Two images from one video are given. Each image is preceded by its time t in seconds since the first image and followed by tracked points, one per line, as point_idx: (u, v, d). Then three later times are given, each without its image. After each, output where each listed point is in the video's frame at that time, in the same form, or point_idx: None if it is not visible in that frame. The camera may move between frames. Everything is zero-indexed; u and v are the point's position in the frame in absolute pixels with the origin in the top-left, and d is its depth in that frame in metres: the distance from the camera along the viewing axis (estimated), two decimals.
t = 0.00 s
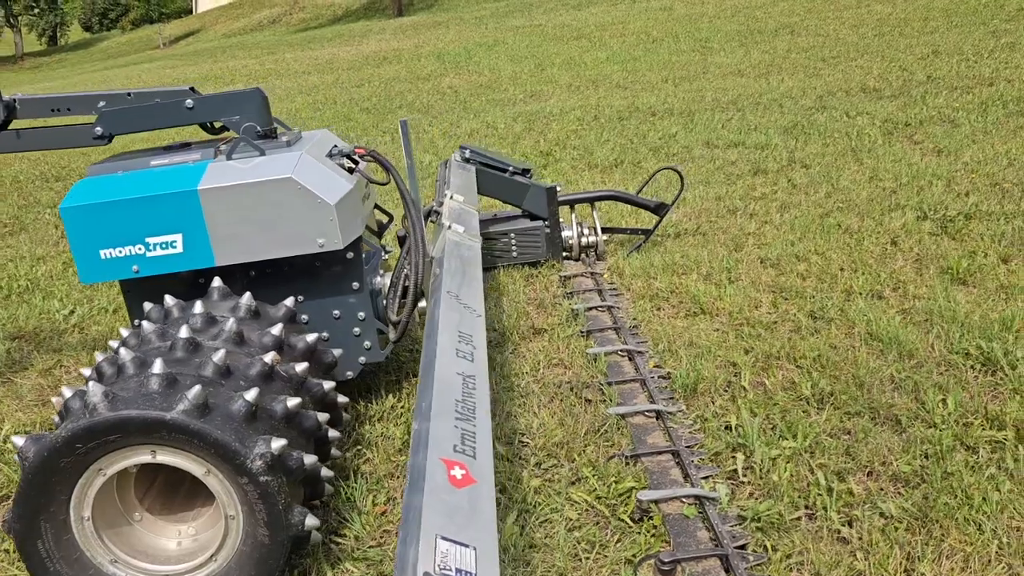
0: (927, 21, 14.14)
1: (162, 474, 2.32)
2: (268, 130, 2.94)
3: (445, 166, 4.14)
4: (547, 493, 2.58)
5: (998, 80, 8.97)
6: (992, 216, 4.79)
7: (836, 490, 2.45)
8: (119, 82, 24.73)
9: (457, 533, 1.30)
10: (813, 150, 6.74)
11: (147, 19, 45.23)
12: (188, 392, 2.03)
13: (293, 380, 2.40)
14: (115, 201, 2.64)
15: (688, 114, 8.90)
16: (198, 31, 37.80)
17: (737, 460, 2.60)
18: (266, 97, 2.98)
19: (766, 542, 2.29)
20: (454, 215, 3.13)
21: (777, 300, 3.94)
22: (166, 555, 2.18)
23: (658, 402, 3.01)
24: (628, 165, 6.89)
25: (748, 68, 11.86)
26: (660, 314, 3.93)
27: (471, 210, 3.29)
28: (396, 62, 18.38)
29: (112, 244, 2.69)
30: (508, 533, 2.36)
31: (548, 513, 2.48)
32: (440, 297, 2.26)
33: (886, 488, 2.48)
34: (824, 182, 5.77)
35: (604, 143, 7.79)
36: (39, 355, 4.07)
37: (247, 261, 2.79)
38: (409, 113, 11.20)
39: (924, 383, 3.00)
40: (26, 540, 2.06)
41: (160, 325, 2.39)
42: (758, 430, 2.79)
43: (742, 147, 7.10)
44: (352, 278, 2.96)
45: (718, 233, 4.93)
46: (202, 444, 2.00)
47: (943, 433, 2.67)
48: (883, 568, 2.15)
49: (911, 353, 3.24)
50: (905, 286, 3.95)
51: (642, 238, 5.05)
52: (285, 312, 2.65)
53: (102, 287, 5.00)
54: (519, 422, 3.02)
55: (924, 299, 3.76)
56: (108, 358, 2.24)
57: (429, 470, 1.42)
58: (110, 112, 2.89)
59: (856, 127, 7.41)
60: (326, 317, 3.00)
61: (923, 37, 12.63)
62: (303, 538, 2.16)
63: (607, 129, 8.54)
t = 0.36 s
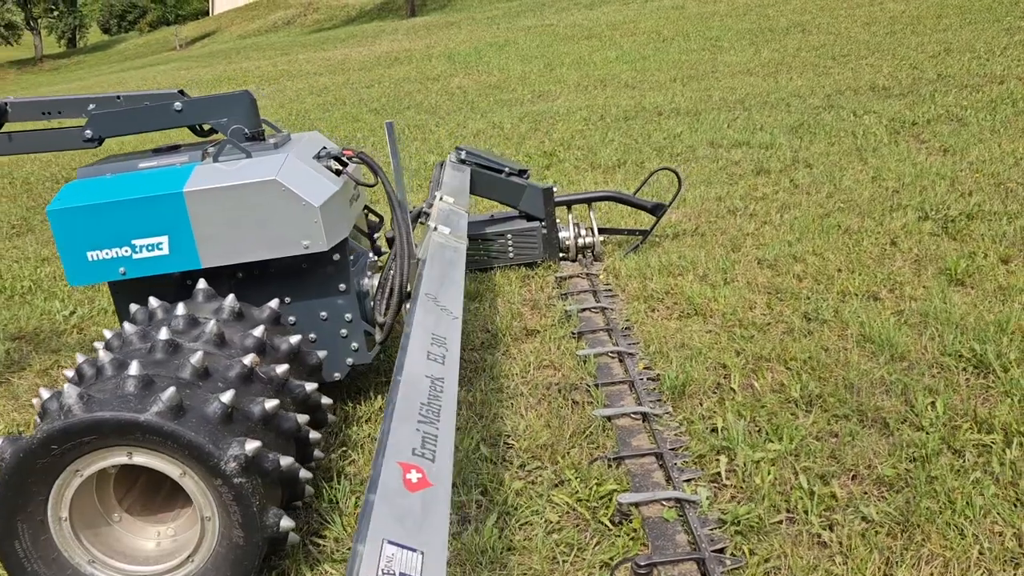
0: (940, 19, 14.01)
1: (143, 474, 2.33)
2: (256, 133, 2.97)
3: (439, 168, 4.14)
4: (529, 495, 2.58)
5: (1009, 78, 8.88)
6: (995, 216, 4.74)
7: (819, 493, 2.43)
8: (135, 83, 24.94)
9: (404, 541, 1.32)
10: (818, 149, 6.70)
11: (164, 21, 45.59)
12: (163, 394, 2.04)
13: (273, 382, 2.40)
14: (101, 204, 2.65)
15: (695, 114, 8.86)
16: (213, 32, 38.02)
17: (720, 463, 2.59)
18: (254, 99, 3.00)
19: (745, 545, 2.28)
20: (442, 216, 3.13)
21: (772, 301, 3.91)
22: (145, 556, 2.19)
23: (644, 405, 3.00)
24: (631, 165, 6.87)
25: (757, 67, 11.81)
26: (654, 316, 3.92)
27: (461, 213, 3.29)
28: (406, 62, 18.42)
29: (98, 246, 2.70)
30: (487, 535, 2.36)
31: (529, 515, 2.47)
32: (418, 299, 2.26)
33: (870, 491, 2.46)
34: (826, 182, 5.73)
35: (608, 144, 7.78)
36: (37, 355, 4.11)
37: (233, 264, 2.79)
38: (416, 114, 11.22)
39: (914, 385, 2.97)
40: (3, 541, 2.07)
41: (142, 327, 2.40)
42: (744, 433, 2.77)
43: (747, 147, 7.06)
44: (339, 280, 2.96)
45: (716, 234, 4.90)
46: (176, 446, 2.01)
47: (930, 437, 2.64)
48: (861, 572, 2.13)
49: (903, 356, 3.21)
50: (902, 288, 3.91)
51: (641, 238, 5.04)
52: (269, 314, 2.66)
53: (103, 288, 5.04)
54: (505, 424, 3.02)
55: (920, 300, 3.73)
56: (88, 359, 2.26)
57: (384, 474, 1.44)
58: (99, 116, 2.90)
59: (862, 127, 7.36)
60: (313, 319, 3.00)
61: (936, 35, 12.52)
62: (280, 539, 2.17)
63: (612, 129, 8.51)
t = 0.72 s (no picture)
0: (958, 16, 13.82)
1: (118, 477, 2.33)
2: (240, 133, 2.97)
3: (434, 168, 4.13)
4: (508, 499, 2.56)
5: None
6: (1001, 217, 4.65)
7: (801, 500, 2.39)
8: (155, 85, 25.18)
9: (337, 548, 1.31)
10: (826, 149, 6.61)
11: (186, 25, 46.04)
12: (130, 395, 2.04)
13: (248, 383, 2.39)
14: (83, 205, 2.65)
15: (704, 114, 8.80)
16: (233, 35, 38.32)
17: (701, 468, 2.55)
18: (239, 98, 2.99)
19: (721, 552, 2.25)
20: (428, 217, 3.10)
21: (768, 303, 3.86)
22: (116, 559, 2.20)
23: (630, 408, 2.97)
24: (636, 165, 6.83)
25: (770, 65, 11.70)
26: (649, 317, 3.88)
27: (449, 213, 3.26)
28: (421, 63, 18.46)
29: (81, 247, 2.70)
30: (461, 542, 2.34)
31: (505, 520, 2.45)
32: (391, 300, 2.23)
33: (853, 497, 2.41)
34: (831, 182, 5.65)
35: (615, 144, 7.74)
36: (36, 357, 4.14)
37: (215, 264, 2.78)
38: (428, 115, 11.23)
39: (906, 389, 2.92)
40: None
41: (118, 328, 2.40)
42: (729, 437, 2.73)
43: (754, 147, 6.99)
44: (322, 281, 2.95)
45: (716, 235, 4.85)
46: (142, 448, 2.00)
47: (917, 442, 2.59)
48: None
49: (897, 359, 3.15)
50: (901, 289, 3.85)
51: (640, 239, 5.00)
52: (250, 315, 2.65)
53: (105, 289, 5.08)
54: (490, 427, 3.00)
55: (919, 302, 3.66)
56: (63, 360, 2.27)
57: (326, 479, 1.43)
58: (85, 116, 2.90)
59: (873, 125, 7.26)
60: (298, 321, 2.99)
61: (954, 32, 12.34)
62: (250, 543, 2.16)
63: (620, 129, 8.47)
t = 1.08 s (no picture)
0: (975, 13, 13.63)
1: (94, 484, 2.30)
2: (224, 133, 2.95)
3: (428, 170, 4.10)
4: (489, 507, 2.52)
5: None
6: (1009, 218, 4.55)
7: (786, 510, 2.34)
8: (172, 88, 25.37)
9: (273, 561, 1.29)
10: (834, 149, 6.52)
11: (205, 27, 46.38)
12: (97, 401, 2.02)
13: (225, 389, 2.36)
14: (63, 208, 2.64)
15: (713, 114, 8.71)
16: (250, 37, 38.53)
17: (686, 476, 2.50)
18: (224, 100, 2.98)
19: (702, 564, 2.20)
20: (415, 219, 3.07)
21: (766, 306, 3.80)
22: (89, 566, 2.18)
23: (618, 414, 2.92)
24: (641, 166, 6.77)
25: (782, 65, 11.59)
26: (644, 321, 3.82)
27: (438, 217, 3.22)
28: (434, 64, 18.46)
29: (62, 250, 2.68)
30: (439, 551, 2.31)
31: (486, 528, 2.42)
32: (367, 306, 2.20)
33: (840, 508, 2.35)
34: (837, 183, 5.57)
35: (621, 145, 7.68)
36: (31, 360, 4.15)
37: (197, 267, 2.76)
38: (437, 116, 11.22)
39: (901, 397, 2.84)
40: None
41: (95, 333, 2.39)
42: (717, 445, 2.68)
43: (761, 148, 6.90)
44: (306, 284, 2.92)
45: (717, 237, 4.79)
46: (108, 455, 1.98)
47: (908, 450, 2.53)
48: None
49: (893, 365, 3.09)
50: (903, 293, 3.77)
51: (641, 241, 4.94)
52: (230, 320, 2.62)
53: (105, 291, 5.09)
54: (476, 433, 2.96)
55: (919, 305, 3.58)
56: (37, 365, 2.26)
57: (271, 490, 1.40)
58: (69, 118, 2.90)
59: (882, 125, 7.16)
60: (282, 324, 2.96)
61: (971, 30, 12.16)
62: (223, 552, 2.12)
63: (628, 129, 8.40)
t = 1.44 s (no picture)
0: (995, 11, 13.43)
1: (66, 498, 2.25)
2: (208, 141, 2.96)
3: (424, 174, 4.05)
4: (472, 520, 2.48)
5: None
6: (1019, 222, 4.45)
7: (772, 527, 2.29)
8: (190, 89, 25.51)
9: None
10: (843, 150, 6.42)
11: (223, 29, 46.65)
12: (65, 415, 2.00)
13: (201, 401, 2.33)
14: (44, 217, 2.63)
15: (723, 115, 8.62)
16: (267, 38, 38.70)
17: (671, 490, 2.45)
18: (208, 106, 2.98)
19: None
20: (401, 228, 3.03)
21: (764, 313, 3.73)
22: None
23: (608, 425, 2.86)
24: (648, 169, 6.69)
25: (796, 64, 11.45)
26: (641, 327, 3.76)
27: (426, 225, 3.18)
28: (447, 65, 18.43)
29: (44, 259, 2.67)
30: (417, 567, 2.28)
31: (466, 543, 2.38)
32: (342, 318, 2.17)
33: (828, 524, 2.29)
34: (845, 185, 5.47)
35: (629, 146, 7.61)
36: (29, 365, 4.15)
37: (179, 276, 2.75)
38: (447, 118, 11.18)
39: (899, 408, 2.77)
40: None
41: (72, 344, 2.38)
42: (705, 457, 2.62)
43: (770, 149, 6.81)
44: (291, 293, 2.90)
45: (720, 241, 4.72)
46: (74, 470, 1.96)
47: (900, 465, 2.46)
48: None
49: (891, 374, 3.01)
50: (905, 299, 3.69)
51: (642, 245, 4.88)
52: (211, 330, 2.61)
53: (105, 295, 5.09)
54: (463, 442, 2.92)
55: (922, 313, 3.50)
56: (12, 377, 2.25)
57: (215, 514, 1.38)
58: (55, 127, 2.90)
59: (894, 126, 7.04)
60: (268, 333, 2.95)
61: (989, 28, 11.97)
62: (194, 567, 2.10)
63: (636, 131, 8.32)
